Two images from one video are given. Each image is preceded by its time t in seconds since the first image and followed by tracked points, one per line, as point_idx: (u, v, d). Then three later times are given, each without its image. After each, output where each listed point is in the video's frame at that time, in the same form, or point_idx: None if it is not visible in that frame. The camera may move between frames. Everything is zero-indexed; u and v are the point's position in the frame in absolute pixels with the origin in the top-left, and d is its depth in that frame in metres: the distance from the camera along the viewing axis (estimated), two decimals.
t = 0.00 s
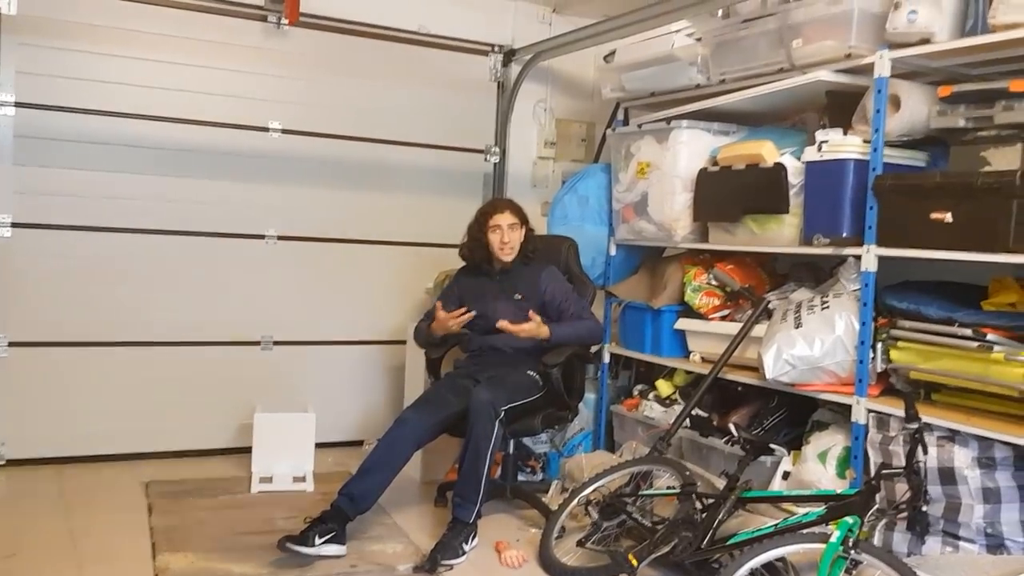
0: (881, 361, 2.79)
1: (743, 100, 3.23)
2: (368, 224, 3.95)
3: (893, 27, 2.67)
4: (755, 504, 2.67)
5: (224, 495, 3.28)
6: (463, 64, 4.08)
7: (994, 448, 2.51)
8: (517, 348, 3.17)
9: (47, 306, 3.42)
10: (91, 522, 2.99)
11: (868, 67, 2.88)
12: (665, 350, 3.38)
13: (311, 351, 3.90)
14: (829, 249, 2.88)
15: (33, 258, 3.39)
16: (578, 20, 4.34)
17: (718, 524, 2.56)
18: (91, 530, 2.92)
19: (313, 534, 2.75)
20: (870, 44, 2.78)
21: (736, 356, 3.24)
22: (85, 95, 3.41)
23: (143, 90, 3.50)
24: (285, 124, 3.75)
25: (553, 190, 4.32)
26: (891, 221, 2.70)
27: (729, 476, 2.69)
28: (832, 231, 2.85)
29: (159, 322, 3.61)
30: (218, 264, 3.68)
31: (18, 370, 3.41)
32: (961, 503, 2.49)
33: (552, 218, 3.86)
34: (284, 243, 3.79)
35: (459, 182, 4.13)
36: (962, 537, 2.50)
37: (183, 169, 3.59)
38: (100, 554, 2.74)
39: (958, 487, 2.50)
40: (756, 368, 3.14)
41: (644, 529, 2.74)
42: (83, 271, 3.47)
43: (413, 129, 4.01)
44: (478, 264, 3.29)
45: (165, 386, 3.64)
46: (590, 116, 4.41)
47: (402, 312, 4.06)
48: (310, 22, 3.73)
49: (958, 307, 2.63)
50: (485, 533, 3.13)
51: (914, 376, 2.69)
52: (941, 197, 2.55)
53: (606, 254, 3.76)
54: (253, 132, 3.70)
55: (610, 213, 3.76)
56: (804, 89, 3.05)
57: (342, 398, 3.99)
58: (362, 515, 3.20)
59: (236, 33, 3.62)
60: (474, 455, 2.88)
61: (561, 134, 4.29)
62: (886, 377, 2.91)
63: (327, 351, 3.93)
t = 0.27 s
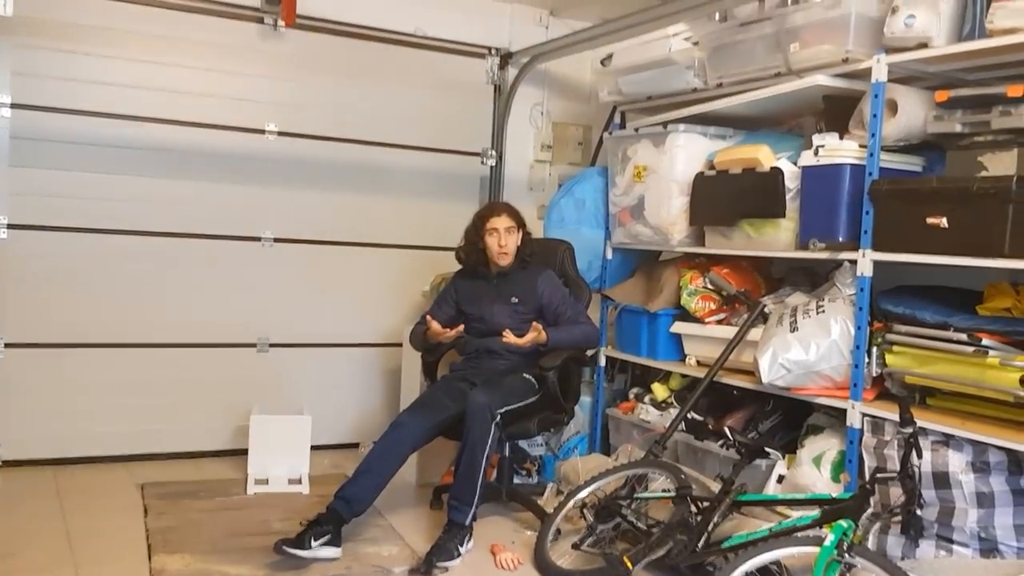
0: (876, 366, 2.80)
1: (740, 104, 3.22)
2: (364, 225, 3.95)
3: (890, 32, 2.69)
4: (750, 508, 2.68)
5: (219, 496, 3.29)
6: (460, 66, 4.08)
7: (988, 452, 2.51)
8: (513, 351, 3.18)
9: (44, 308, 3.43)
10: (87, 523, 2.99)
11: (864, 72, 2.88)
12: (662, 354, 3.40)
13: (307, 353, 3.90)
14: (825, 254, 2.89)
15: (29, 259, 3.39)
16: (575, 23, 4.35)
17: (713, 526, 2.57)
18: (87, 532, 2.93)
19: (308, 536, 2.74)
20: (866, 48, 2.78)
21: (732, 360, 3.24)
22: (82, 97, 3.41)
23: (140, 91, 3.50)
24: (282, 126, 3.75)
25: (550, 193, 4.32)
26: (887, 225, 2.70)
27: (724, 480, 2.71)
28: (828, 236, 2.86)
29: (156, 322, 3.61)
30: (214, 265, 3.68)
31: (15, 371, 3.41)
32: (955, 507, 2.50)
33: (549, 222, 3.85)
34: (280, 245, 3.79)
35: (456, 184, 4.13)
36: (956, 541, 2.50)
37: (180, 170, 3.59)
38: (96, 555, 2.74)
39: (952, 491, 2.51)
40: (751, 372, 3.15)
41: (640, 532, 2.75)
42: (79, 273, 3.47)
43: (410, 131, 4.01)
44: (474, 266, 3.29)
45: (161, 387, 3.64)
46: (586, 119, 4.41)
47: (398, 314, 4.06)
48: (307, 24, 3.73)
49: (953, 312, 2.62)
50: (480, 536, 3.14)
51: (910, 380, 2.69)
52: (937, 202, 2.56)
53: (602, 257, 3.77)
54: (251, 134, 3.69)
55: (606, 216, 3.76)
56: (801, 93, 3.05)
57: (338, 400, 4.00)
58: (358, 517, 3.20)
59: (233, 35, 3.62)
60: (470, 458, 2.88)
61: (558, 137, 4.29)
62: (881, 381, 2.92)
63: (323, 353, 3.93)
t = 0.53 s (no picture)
0: (872, 373, 2.79)
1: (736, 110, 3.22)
2: (362, 231, 3.96)
3: (887, 38, 2.66)
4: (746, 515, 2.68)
5: (216, 502, 3.30)
6: (458, 73, 4.09)
7: (984, 460, 2.49)
8: (508, 359, 3.18)
9: (42, 315, 3.44)
10: (84, 529, 3.00)
11: (860, 78, 2.87)
12: (658, 362, 3.38)
13: (305, 359, 3.91)
14: (822, 261, 2.86)
15: (28, 266, 3.40)
16: (571, 30, 4.35)
17: (709, 533, 2.55)
18: (84, 537, 2.94)
19: (305, 543, 2.75)
20: (863, 55, 2.78)
21: (728, 367, 3.23)
22: (79, 105, 3.42)
23: (137, 99, 3.51)
24: (278, 133, 3.76)
25: (546, 201, 4.32)
26: (883, 232, 2.69)
27: (720, 487, 2.70)
28: (825, 243, 2.84)
29: (154, 328, 3.62)
30: (212, 271, 3.69)
31: (13, 377, 3.43)
32: (952, 516, 2.47)
33: (544, 229, 3.87)
34: (277, 252, 3.80)
35: (453, 191, 4.14)
36: (953, 549, 2.49)
37: (177, 177, 3.60)
38: (92, 561, 2.76)
39: (949, 499, 2.49)
40: (747, 380, 3.14)
41: (636, 539, 2.74)
42: (77, 280, 3.48)
43: (407, 137, 4.01)
44: (469, 275, 3.30)
45: (159, 392, 3.66)
46: (582, 126, 4.41)
47: (395, 321, 4.07)
48: (304, 31, 3.74)
49: (950, 319, 2.61)
50: (475, 542, 3.14)
51: (906, 388, 2.68)
52: (934, 208, 2.54)
53: (598, 265, 3.77)
54: (248, 141, 3.70)
55: (602, 223, 3.77)
56: (798, 99, 3.03)
57: (336, 406, 4.01)
58: (354, 524, 3.21)
59: (230, 42, 3.63)
60: (466, 465, 2.88)
61: (553, 144, 4.30)
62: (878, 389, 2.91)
63: (320, 359, 3.94)
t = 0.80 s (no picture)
0: (869, 376, 2.77)
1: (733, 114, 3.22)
2: (358, 235, 3.96)
3: (883, 42, 2.67)
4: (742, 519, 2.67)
5: (211, 506, 3.29)
6: (454, 77, 4.09)
7: (981, 464, 2.48)
8: (505, 362, 3.18)
9: (37, 318, 3.43)
10: (78, 533, 2.99)
11: (857, 82, 2.87)
12: (654, 365, 3.38)
13: (301, 363, 3.90)
14: (818, 264, 2.87)
15: (23, 269, 3.39)
16: (568, 34, 4.36)
17: (706, 537, 2.54)
18: (78, 541, 2.92)
19: (301, 547, 2.74)
20: (859, 59, 2.78)
21: (725, 371, 3.22)
22: (74, 107, 3.42)
23: (133, 102, 3.51)
24: (275, 137, 3.75)
25: (543, 204, 4.34)
26: (879, 236, 2.69)
27: (717, 491, 2.69)
28: (821, 246, 2.85)
29: (149, 332, 3.61)
30: (207, 275, 3.68)
31: (7, 381, 3.41)
32: (949, 519, 2.48)
33: (541, 232, 3.88)
34: (273, 255, 3.80)
35: (449, 195, 4.14)
36: (950, 553, 2.48)
37: (173, 181, 3.60)
38: (86, 565, 2.74)
39: (946, 502, 2.49)
40: (744, 383, 3.14)
41: (632, 543, 2.71)
42: (72, 283, 3.47)
43: (403, 141, 4.01)
44: (466, 278, 3.30)
45: (154, 396, 3.64)
46: (579, 130, 4.42)
47: (391, 325, 4.07)
48: (301, 34, 3.74)
49: (946, 323, 2.60)
50: (472, 546, 3.13)
51: (903, 392, 2.68)
52: (930, 212, 2.54)
53: (594, 268, 3.77)
54: (244, 144, 3.70)
55: (599, 226, 3.77)
56: (794, 103, 3.04)
57: (332, 410, 4.00)
58: (350, 528, 3.20)
59: (227, 45, 3.63)
60: (462, 469, 2.87)
61: (549, 147, 4.31)
62: (874, 392, 2.90)
63: (316, 363, 3.93)
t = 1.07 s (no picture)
0: (868, 377, 2.77)
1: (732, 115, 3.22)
2: (358, 236, 3.96)
3: (882, 42, 2.67)
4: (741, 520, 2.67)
5: (210, 507, 3.29)
6: (454, 77, 4.09)
7: (980, 465, 2.48)
8: (504, 363, 3.18)
9: (36, 319, 3.43)
10: (77, 534, 2.99)
11: (856, 82, 2.87)
12: (653, 366, 3.39)
13: (300, 364, 3.90)
14: (817, 265, 2.87)
15: (22, 269, 3.39)
16: (567, 34, 4.36)
17: (705, 538, 2.54)
18: (77, 542, 2.92)
19: (300, 548, 2.74)
20: (858, 59, 2.78)
21: (724, 372, 3.22)
22: (74, 108, 3.42)
23: (132, 102, 3.51)
24: (274, 138, 3.76)
25: (542, 205, 4.34)
26: (878, 237, 2.69)
27: (716, 492, 2.68)
28: (820, 247, 2.85)
29: (149, 333, 3.61)
30: (207, 276, 3.68)
31: (6, 381, 3.41)
32: (948, 520, 2.47)
33: (540, 233, 3.88)
34: (272, 256, 3.79)
35: (448, 195, 4.14)
36: (949, 554, 2.48)
37: (172, 182, 3.60)
38: (85, 566, 2.74)
39: (945, 503, 2.48)
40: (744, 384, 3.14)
41: (631, 544, 2.70)
42: (71, 284, 3.47)
43: (402, 142, 4.01)
44: (465, 279, 3.30)
45: (153, 397, 3.64)
46: (578, 131, 4.42)
47: (391, 326, 4.07)
48: (300, 35, 3.74)
49: (946, 324, 2.60)
50: (471, 547, 3.13)
51: (902, 392, 2.68)
52: (930, 213, 2.54)
53: (594, 269, 3.77)
54: (244, 145, 3.70)
55: (598, 227, 3.77)
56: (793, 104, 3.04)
57: (331, 411, 4.00)
58: (350, 529, 3.20)
59: (226, 46, 3.63)
60: (461, 470, 2.87)
61: (548, 148, 4.31)
62: (873, 393, 2.90)
63: (316, 364, 3.93)
